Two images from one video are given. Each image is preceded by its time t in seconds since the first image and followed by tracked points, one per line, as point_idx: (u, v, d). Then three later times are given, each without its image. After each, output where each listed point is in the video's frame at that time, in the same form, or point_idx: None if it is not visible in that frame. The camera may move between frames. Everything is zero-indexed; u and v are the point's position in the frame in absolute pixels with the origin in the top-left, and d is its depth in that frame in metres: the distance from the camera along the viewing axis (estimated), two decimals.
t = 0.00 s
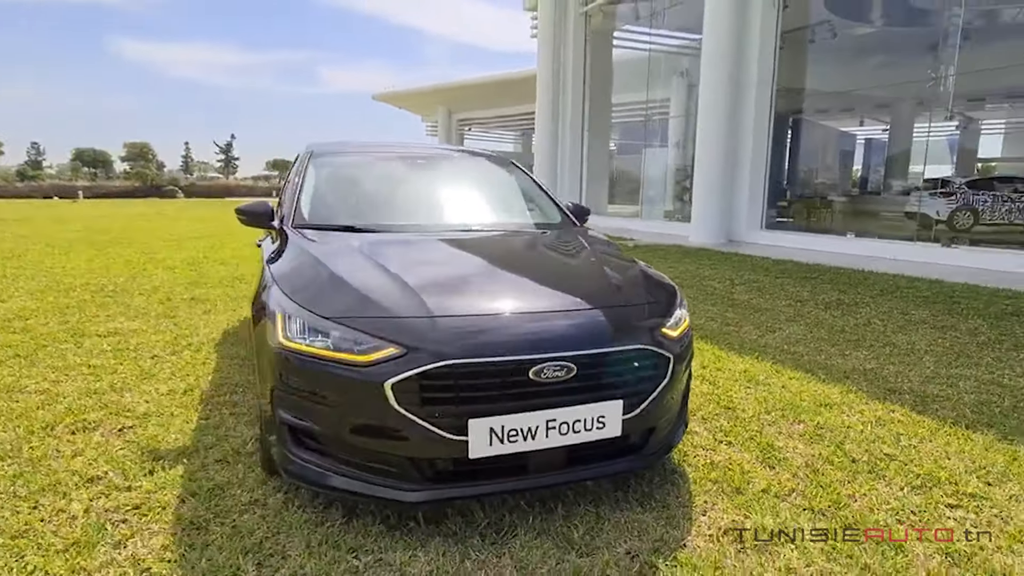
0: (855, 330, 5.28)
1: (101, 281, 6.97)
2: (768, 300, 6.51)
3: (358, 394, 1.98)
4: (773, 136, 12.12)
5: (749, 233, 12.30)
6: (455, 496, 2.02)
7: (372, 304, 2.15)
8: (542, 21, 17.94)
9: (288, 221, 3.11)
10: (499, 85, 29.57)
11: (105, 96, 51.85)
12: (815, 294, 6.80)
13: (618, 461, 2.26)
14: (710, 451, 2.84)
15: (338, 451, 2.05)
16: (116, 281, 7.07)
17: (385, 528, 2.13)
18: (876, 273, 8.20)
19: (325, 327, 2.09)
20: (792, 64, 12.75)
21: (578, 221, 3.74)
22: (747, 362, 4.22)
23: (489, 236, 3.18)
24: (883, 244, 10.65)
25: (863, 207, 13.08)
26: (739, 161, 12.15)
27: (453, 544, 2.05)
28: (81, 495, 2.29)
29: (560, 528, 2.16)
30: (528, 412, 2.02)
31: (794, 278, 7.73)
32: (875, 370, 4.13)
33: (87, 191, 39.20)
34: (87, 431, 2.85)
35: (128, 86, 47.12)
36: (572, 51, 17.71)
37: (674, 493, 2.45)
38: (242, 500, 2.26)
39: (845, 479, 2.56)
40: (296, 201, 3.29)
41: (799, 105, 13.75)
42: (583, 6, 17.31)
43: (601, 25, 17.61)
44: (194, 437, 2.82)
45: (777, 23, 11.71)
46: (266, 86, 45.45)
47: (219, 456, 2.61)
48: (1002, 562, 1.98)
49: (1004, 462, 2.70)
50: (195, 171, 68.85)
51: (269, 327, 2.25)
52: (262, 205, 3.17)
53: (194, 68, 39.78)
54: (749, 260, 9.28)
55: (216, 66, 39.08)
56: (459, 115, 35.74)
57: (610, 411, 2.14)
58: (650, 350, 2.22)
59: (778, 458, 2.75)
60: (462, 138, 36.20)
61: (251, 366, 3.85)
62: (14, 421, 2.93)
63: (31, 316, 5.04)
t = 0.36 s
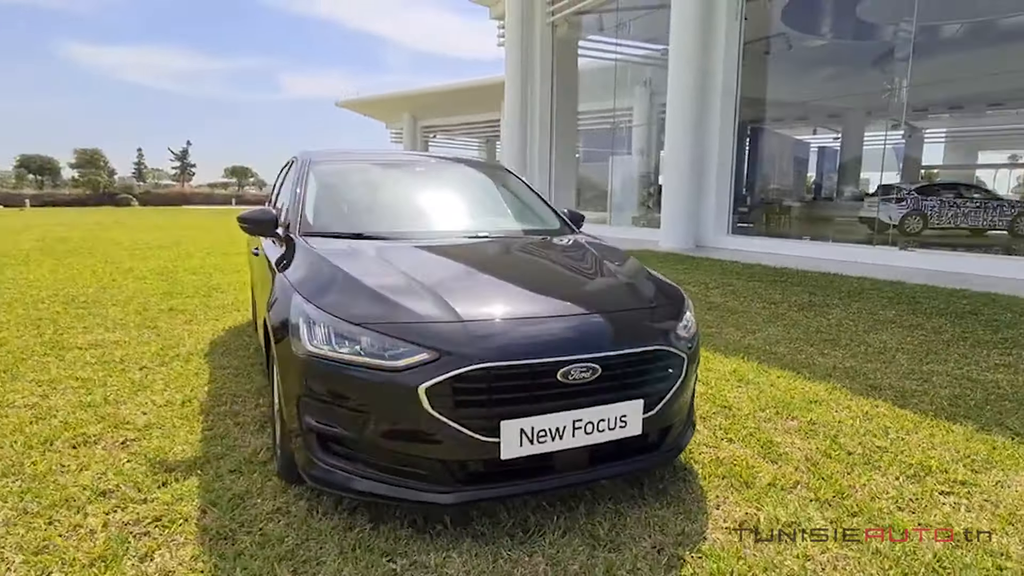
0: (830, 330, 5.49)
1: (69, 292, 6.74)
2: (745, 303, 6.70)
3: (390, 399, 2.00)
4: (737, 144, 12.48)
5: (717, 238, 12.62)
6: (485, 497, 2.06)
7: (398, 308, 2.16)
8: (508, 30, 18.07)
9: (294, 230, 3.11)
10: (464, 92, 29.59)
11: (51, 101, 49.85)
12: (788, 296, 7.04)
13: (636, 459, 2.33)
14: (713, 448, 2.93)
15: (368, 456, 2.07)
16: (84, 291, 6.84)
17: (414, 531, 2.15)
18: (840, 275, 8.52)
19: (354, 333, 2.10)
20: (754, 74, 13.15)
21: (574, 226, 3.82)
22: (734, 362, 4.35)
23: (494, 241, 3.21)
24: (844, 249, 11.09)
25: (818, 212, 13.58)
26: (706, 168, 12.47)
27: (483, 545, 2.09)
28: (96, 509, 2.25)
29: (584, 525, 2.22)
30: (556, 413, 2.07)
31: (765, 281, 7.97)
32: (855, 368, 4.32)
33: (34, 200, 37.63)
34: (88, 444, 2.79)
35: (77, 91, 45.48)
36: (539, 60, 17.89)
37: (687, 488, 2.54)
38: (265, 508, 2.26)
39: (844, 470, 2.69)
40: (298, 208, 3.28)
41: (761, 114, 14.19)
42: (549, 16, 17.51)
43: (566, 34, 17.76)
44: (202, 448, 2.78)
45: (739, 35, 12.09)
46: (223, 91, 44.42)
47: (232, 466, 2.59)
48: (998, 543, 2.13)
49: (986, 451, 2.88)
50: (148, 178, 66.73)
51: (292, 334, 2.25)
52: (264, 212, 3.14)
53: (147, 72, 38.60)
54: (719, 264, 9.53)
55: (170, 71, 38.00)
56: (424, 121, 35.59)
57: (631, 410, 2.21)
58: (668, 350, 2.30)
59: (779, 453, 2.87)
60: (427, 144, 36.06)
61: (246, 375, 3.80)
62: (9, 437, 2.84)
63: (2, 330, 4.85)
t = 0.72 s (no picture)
0: (795, 325, 5.79)
1: (27, 300, 6.47)
2: (712, 301, 6.98)
3: (421, 396, 2.06)
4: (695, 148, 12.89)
5: (677, 239, 13.03)
6: (512, 489, 2.14)
7: (421, 307, 2.22)
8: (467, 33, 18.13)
9: (297, 232, 3.12)
10: (420, 93, 29.46)
11: None
12: (752, 294, 7.36)
13: (647, 448, 2.45)
14: (708, 438, 3.08)
15: (398, 453, 2.13)
16: (43, 299, 6.58)
17: (441, 524, 2.21)
18: (796, 273, 8.93)
19: (380, 333, 2.15)
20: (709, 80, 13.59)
21: (565, 229, 3.94)
22: (713, 357, 4.56)
23: (494, 242, 3.29)
24: (797, 249, 11.61)
25: (764, 215, 13.87)
26: (665, 172, 12.83)
27: (511, 535, 2.16)
28: (115, 516, 2.23)
29: (602, 512, 2.32)
30: (578, 407, 2.17)
31: (728, 279, 8.30)
32: (824, 359, 4.59)
33: None
34: (89, 453, 2.74)
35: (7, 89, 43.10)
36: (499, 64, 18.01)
37: (690, 475, 2.67)
38: (290, 509, 2.28)
39: (830, 454, 2.89)
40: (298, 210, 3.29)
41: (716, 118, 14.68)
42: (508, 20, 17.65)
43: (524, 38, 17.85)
44: (209, 453, 2.77)
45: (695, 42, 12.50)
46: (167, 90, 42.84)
47: (246, 470, 2.59)
48: (977, 514, 2.34)
49: (953, 433, 3.13)
50: (85, 181, 63.79)
51: (314, 336, 2.27)
52: (264, 215, 3.14)
53: (85, 70, 36.92)
54: (683, 264, 9.84)
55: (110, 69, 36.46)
56: (380, 123, 35.24)
57: (644, 402, 2.33)
58: (676, 345, 2.43)
59: (769, 440, 3.05)
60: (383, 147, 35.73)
61: (237, 380, 3.77)
62: (2, 448, 2.76)
63: None
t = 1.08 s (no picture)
0: (756, 325, 6.09)
1: None
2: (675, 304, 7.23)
3: (439, 399, 2.14)
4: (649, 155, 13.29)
5: (633, 244, 13.38)
6: (527, 487, 2.23)
7: (432, 314, 2.30)
8: (423, 40, 18.14)
9: (291, 243, 3.15)
10: (372, 99, 29.17)
11: None
12: (712, 296, 7.66)
13: (646, 443, 2.59)
14: (692, 433, 3.25)
15: (414, 456, 2.20)
16: None
17: (455, 524, 2.29)
18: (750, 276, 9.31)
19: (394, 339, 2.22)
20: (661, 89, 14.01)
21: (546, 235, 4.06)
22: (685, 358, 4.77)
23: (485, 251, 3.39)
24: (748, 253, 12.11)
25: (712, 218, 14.54)
26: (621, 178, 13.16)
27: (523, 531, 2.26)
28: (126, 530, 2.21)
29: (606, 506, 2.44)
30: (585, 406, 2.30)
31: (687, 283, 8.60)
32: (786, 357, 4.87)
33: None
34: (83, 468, 2.69)
35: None
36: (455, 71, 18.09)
37: (681, 468, 2.83)
38: (303, 516, 2.31)
39: (805, 445, 3.10)
40: (289, 219, 3.31)
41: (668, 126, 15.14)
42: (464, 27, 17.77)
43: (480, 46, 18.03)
44: (209, 464, 2.76)
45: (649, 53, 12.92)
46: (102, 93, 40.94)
47: (250, 479, 2.60)
48: (940, 494, 2.58)
49: (911, 422, 3.40)
50: (11, 186, 60.17)
51: (326, 343, 2.33)
52: (257, 225, 3.16)
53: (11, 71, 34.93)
54: (642, 269, 10.11)
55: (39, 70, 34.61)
56: (330, 128, 34.66)
57: (643, 400, 2.47)
58: (670, 346, 2.58)
59: (748, 434, 3.24)
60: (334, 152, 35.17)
61: (221, 391, 3.73)
62: None
63: None
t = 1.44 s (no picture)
0: (734, 328, 6.25)
1: None
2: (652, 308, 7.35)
3: (463, 406, 2.15)
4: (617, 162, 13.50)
5: (603, 249, 13.53)
6: (549, 490, 2.26)
7: (451, 320, 2.31)
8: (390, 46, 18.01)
9: (292, 250, 3.11)
10: (335, 105, 28.79)
11: None
12: (688, 301, 7.80)
13: (656, 444, 2.64)
14: (691, 435, 3.33)
15: (437, 463, 2.21)
16: None
17: (477, 529, 2.30)
18: (720, 281, 9.51)
19: (415, 347, 2.22)
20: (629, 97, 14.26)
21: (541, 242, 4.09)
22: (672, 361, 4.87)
23: (486, 258, 3.41)
24: (715, 258, 12.40)
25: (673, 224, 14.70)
26: (591, 185, 13.32)
27: (545, 533, 2.29)
28: (139, 547, 2.15)
29: (622, 507, 2.48)
30: (603, 409, 2.34)
31: (662, 288, 8.72)
32: (767, 358, 5.03)
33: None
34: (82, 486, 2.60)
35: None
36: (422, 77, 18.02)
37: (687, 468, 2.90)
38: (322, 527, 2.29)
39: (800, 443, 3.22)
40: (289, 226, 3.27)
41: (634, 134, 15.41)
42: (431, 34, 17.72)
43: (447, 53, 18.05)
44: (214, 477, 2.70)
45: (617, 62, 13.14)
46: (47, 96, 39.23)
47: (261, 491, 2.56)
48: (932, 486, 2.72)
49: (894, 418, 3.55)
50: None
51: (344, 351, 2.31)
52: (258, 233, 3.12)
53: None
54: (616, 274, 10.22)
55: None
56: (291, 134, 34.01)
57: (655, 403, 2.53)
58: (677, 350, 2.65)
59: (745, 434, 3.34)
60: (296, 159, 34.49)
61: (213, 403, 3.65)
62: None
63: None
